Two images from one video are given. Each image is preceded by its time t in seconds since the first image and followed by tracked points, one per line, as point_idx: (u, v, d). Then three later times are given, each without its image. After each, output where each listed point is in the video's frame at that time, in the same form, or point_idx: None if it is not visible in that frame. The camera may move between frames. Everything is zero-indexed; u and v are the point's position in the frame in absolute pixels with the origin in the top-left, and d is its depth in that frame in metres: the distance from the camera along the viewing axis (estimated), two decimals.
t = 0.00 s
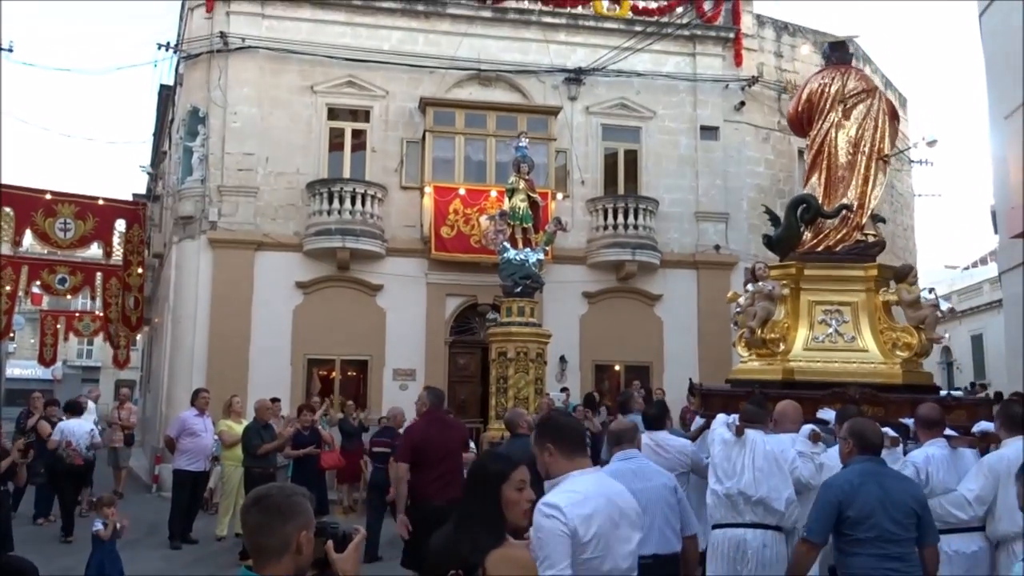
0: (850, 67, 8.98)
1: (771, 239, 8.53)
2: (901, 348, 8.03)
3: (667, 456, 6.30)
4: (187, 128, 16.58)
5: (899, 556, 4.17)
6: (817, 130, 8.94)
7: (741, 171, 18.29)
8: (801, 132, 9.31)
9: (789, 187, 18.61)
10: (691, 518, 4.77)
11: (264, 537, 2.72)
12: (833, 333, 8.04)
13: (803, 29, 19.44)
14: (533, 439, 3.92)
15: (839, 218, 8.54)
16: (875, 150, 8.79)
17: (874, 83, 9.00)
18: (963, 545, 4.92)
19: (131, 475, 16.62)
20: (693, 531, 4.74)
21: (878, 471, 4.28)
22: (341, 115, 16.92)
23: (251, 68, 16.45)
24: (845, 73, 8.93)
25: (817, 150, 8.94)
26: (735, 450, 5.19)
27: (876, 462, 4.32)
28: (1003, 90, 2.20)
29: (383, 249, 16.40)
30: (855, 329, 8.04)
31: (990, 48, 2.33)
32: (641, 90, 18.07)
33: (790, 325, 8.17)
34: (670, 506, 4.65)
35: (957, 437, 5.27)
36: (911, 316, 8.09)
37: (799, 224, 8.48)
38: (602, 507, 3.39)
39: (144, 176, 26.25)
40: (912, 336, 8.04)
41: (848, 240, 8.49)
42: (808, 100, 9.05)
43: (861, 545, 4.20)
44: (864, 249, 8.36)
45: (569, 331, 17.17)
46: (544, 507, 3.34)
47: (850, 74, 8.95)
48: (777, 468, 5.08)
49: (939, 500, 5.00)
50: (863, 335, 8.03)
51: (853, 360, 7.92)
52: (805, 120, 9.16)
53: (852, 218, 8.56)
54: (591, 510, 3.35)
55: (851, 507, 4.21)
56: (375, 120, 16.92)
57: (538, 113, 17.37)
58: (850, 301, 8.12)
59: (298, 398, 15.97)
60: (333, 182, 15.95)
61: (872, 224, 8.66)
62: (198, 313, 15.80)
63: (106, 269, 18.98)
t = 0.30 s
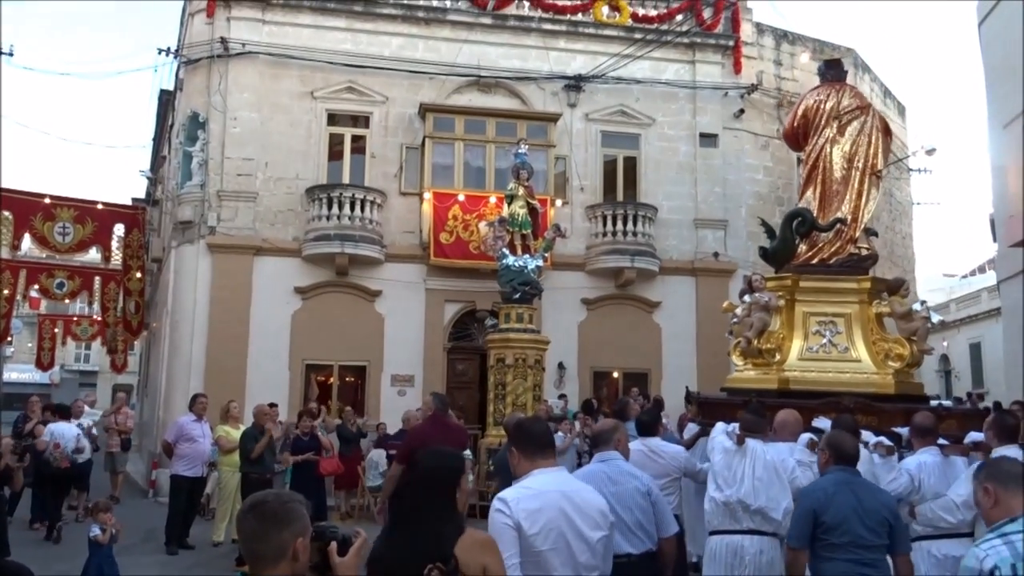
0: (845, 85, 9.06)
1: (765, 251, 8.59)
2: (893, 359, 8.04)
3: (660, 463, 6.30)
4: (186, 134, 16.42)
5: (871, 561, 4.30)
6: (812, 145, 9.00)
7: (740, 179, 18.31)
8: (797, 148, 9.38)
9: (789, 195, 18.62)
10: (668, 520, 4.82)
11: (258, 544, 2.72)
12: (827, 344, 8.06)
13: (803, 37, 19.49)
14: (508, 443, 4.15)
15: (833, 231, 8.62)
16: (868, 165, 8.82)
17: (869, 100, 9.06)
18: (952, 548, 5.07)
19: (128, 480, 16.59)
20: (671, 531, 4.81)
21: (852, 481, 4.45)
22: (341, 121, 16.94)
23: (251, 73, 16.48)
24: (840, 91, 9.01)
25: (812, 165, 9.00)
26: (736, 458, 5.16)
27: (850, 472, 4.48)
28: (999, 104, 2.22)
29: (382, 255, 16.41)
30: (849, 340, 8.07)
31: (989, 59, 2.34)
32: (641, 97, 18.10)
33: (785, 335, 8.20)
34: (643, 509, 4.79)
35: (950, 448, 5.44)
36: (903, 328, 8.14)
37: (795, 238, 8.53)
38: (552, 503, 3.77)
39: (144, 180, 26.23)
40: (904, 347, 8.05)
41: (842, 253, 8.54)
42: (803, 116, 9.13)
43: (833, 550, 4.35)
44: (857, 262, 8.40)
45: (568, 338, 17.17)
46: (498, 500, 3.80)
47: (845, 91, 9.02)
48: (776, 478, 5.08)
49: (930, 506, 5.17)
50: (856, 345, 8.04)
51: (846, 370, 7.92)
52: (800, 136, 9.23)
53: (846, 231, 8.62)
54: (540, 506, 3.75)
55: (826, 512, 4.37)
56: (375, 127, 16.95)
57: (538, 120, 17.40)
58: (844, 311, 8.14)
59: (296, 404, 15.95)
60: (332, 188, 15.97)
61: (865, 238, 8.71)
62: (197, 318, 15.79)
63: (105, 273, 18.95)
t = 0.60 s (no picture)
0: (830, 95, 9.10)
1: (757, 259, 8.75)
2: (882, 362, 8.06)
3: (654, 467, 6.29)
4: (183, 138, 16.49)
5: (848, 554, 4.33)
6: (799, 155, 9.03)
7: (736, 185, 18.35)
8: (784, 157, 9.40)
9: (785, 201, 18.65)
10: (660, 530, 4.81)
11: (260, 550, 2.70)
12: (818, 349, 8.11)
13: (799, 44, 19.56)
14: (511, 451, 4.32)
15: (822, 240, 8.62)
16: (855, 174, 8.84)
17: (854, 110, 9.11)
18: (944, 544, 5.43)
19: (124, 485, 16.54)
20: (664, 541, 4.79)
21: (837, 476, 4.44)
22: (338, 126, 16.94)
23: (248, 78, 16.49)
24: (826, 100, 9.05)
25: (800, 174, 9.03)
26: (734, 462, 5.31)
27: (833, 468, 4.46)
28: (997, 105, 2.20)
29: (379, 260, 16.41)
30: (839, 344, 8.10)
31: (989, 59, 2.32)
32: (638, 103, 18.14)
33: (777, 341, 8.25)
34: (636, 518, 4.79)
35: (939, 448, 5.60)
36: (892, 331, 8.14)
37: (784, 246, 8.68)
38: (531, 504, 3.87)
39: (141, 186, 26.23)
40: (893, 351, 8.07)
41: (830, 261, 8.58)
42: (790, 125, 9.15)
43: (818, 541, 4.33)
44: (846, 268, 8.47)
45: (564, 344, 17.16)
46: (483, 499, 3.95)
47: (831, 102, 9.06)
48: (773, 480, 5.17)
49: (923, 506, 5.45)
50: (846, 350, 8.08)
51: (837, 375, 7.97)
52: (788, 145, 9.24)
53: (833, 238, 8.63)
54: (520, 505, 3.86)
55: (814, 503, 4.34)
56: (371, 132, 16.95)
57: (534, 125, 17.42)
58: (833, 318, 8.16)
59: (291, 409, 15.92)
60: (329, 194, 15.99)
61: (853, 245, 8.74)
62: (193, 323, 15.76)
63: (101, 278, 18.94)
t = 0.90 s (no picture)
0: (820, 105, 9.26)
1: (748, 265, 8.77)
2: (870, 368, 8.21)
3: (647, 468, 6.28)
4: (178, 141, 16.47)
5: (831, 553, 4.34)
6: (790, 164, 9.22)
7: (732, 188, 18.38)
8: (775, 167, 9.60)
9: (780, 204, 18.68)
10: (662, 529, 4.91)
11: (253, 554, 2.69)
12: (807, 354, 8.24)
13: (793, 47, 19.64)
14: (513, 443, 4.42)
15: (812, 247, 8.77)
16: (844, 183, 9.05)
17: (844, 120, 9.29)
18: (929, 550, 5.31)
19: (118, 489, 16.48)
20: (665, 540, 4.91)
21: (824, 479, 4.46)
22: (333, 129, 16.92)
23: (244, 81, 16.48)
24: (816, 110, 9.23)
25: (790, 183, 9.22)
26: (716, 465, 5.35)
27: (821, 471, 4.48)
28: (996, 107, 2.21)
29: (374, 263, 16.38)
30: (828, 350, 8.25)
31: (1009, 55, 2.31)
32: (633, 107, 18.15)
33: (767, 347, 8.36)
34: (639, 516, 4.89)
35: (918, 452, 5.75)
36: (879, 338, 8.28)
37: (775, 253, 8.69)
38: (525, 493, 4.02)
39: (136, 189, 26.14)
40: (880, 356, 8.22)
41: (821, 267, 8.73)
42: (780, 135, 9.34)
43: (802, 541, 4.34)
44: (835, 276, 8.62)
45: (560, 347, 17.16)
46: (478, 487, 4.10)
47: (821, 111, 9.25)
48: (755, 480, 5.20)
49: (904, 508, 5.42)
50: (835, 356, 8.23)
51: (825, 379, 8.11)
52: (779, 155, 9.44)
53: (823, 245, 8.79)
54: (514, 493, 4.02)
55: (801, 504, 4.36)
56: (367, 135, 16.92)
57: (530, 129, 17.43)
58: (823, 323, 8.32)
59: (286, 413, 15.88)
60: (325, 197, 15.95)
61: (843, 253, 8.92)
62: (188, 326, 15.74)
63: (96, 282, 18.89)
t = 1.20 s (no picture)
0: (811, 112, 9.33)
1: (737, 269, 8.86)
2: (855, 369, 8.29)
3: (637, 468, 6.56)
4: (172, 141, 16.39)
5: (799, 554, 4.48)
6: (780, 169, 9.28)
7: (725, 191, 18.42)
8: (767, 171, 9.66)
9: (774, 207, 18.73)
10: (659, 525, 5.20)
11: (249, 556, 2.70)
12: (794, 355, 8.36)
13: (788, 51, 19.72)
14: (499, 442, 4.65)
15: (800, 250, 8.85)
16: (833, 188, 9.10)
17: (834, 125, 9.33)
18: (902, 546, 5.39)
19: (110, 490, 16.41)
20: (660, 535, 5.21)
21: (790, 481, 4.61)
22: (327, 129, 16.91)
23: (238, 82, 16.46)
24: (807, 116, 9.28)
25: (780, 188, 9.28)
26: (693, 461, 5.61)
27: (787, 473, 4.65)
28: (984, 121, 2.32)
29: (368, 264, 16.37)
30: (815, 351, 8.35)
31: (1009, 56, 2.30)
32: (628, 109, 18.17)
33: (754, 348, 8.47)
34: (638, 513, 5.15)
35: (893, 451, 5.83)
36: (864, 340, 8.38)
37: (765, 257, 8.78)
38: (505, 495, 4.22)
39: (129, 188, 26.05)
40: (865, 358, 8.30)
41: (809, 271, 8.82)
42: (771, 141, 9.40)
43: (774, 542, 4.50)
44: (821, 280, 8.67)
45: (554, 348, 17.18)
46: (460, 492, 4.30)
47: (811, 117, 9.30)
48: (728, 478, 5.48)
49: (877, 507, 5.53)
50: (822, 359, 8.33)
51: (811, 380, 8.24)
52: (770, 159, 9.50)
53: (812, 249, 8.87)
54: (496, 496, 4.21)
55: (767, 506, 4.54)
56: (361, 136, 16.93)
57: (525, 131, 17.45)
58: (810, 325, 8.41)
59: (279, 413, 15.86)
60: (319, 198, 15.94)
61: (831, 256, 8.99)
62: (180, 327, 15.69)
63: (88, 281, 18.84)
